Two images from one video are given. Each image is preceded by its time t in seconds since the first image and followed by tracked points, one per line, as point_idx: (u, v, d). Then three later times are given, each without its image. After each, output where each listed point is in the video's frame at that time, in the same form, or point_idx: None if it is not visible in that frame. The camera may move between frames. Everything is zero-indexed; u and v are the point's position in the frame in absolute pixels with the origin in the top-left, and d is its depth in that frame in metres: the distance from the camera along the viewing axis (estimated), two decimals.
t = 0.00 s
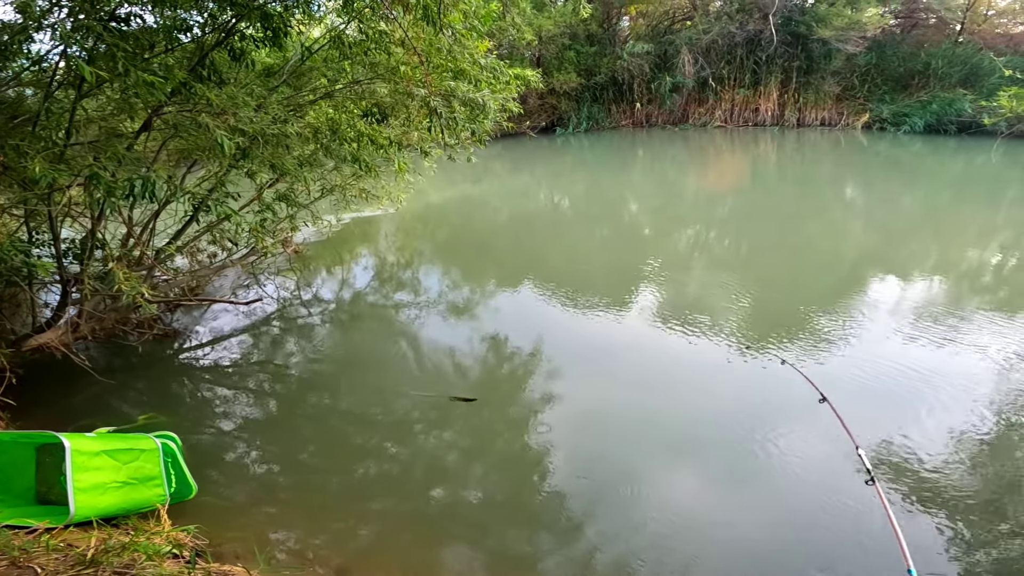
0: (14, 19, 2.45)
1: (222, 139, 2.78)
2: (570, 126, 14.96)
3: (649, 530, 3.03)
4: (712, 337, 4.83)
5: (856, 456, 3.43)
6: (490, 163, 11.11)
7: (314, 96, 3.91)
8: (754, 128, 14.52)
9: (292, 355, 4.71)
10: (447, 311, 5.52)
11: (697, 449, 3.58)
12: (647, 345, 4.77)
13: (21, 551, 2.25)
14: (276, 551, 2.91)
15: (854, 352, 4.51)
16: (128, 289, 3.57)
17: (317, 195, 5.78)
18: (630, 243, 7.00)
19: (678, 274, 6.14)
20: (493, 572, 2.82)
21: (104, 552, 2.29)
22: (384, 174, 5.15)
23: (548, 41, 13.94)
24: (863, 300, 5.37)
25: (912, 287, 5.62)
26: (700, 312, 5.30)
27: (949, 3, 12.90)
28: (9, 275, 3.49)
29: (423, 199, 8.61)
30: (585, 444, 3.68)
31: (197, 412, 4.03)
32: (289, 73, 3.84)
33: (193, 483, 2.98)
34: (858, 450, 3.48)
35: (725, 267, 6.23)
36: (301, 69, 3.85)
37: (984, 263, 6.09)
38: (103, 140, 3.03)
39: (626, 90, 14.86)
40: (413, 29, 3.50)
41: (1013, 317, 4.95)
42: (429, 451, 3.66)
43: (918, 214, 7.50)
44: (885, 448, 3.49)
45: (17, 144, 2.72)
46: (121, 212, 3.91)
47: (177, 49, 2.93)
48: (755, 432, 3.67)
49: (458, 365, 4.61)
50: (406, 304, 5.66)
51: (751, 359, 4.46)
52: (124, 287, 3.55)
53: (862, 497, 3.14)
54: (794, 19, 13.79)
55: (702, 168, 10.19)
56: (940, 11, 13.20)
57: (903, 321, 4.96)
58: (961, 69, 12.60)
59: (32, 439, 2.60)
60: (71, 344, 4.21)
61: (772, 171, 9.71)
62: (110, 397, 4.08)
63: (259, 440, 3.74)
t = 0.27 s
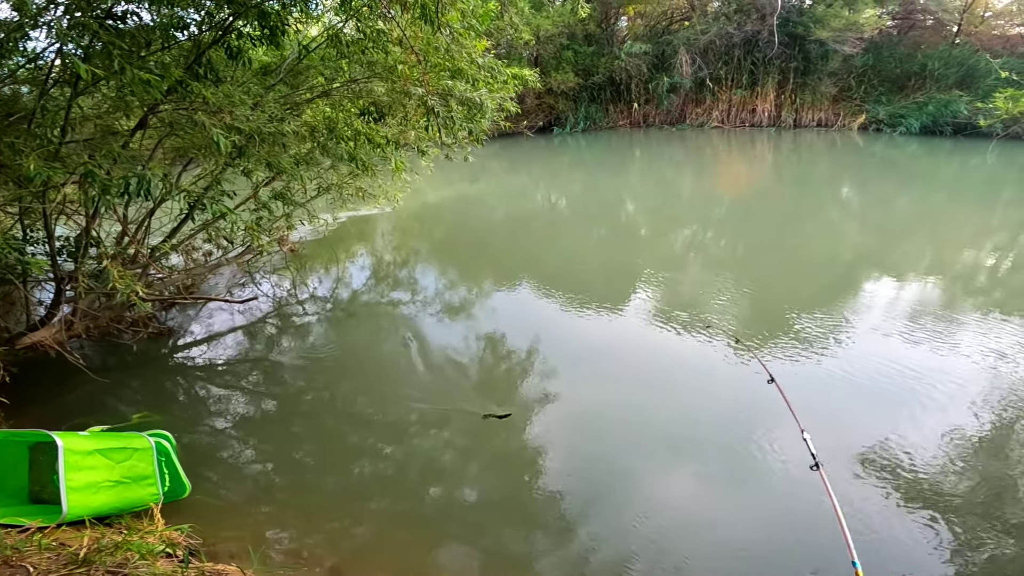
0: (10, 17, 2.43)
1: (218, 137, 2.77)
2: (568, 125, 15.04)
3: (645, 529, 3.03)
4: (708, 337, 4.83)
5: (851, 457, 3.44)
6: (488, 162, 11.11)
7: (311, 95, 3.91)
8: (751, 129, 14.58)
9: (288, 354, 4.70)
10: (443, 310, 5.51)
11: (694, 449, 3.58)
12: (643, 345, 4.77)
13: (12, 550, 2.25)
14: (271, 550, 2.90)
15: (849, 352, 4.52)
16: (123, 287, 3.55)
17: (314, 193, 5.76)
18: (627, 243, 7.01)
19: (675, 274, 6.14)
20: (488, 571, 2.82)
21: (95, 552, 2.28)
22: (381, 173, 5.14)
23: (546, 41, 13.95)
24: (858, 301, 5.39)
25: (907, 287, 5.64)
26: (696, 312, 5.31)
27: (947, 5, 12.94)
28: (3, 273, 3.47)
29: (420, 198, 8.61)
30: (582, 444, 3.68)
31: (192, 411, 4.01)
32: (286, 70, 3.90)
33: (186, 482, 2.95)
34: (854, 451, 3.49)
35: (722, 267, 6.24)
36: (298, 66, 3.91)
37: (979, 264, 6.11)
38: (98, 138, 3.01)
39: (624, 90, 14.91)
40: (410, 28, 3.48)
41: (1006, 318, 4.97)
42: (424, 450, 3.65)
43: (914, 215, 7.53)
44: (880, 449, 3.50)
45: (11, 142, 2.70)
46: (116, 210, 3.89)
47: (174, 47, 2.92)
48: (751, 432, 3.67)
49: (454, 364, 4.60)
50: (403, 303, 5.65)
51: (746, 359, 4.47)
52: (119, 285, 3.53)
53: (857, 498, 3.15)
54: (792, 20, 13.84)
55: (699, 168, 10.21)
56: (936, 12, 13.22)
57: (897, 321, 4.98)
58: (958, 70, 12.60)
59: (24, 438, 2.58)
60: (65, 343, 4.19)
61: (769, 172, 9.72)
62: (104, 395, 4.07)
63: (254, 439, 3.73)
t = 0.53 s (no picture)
0: (7, 14, 2.42)
1: (214, 134, 2.75)
2: (565, 125, 15.15)
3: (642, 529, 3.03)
4: (704, 337, 4.84)
5: (846, 457, 3.45)
6: (485, 161, 11.11)
7: (309, 93, 3.90)
8: (748, 129, 14.64)
9: (284, 353, 4.68)
10: (440, 309, 5.50)
11: (690, 448, 3.58)
12: (640, 345, 4.77)
13: (5, 549, 2.23)
14: (265, 550, 2.89)
15: (844, 352, 4.53)
16: (117, 285, 3.53)
17: (310, 191, 5.73)
18: (624, 242, 7.02)
19: (672, 275, 6.14)
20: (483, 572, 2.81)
21: (88, 551, 2.27)
22: (378, 172, 5.12)
23: (544, 41, 13.97)
24: (853, 301, 5.41)
25: (901, 288, 5.67)
26: (692, 312, 5.32)
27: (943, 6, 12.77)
28: None
29: (417, 197, 8.60)
30: (579, 443, 3.68)
31: (186, 409, 4.00)
32: (284, 69, 3.86)
33: (181, 480, 2.97)
34: (849, 451, 3.50)
35: (718, 267, 6.25)
36: (295, 65, 3.88)
37: (974, 265, 6.13)
38: (94, 135, 3.00)
39: (621, 90, 15.02)
40: (407, 26, 3.41)
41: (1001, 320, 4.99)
42: (420, 450, 3.65)
43: (909, 216, 7.56)
44: (875, 449, 3.51)
45: (5, 139, 2.68)
46: (111, 207, 3.86)
47: (171, 44, 2.90)
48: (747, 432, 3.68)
49: (450, 364, 4.59)
50: (399, 302, 5.64)
51: (742, 359, 4.48)
52: (113, 282, 3.50)
53: (852, 498, 3.16)
54: (790, 21, 13.81)
55: (696, 168, 10.24)
56: (934, 14, 13.09)
57: (891, 322, 5.00)
58: (955, 72, 12.60)
59: (17, 436, 2.56)
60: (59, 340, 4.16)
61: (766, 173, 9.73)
62: (98, 394, 4.05)
63: (249, 438, 3.72)
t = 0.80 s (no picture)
0: None
1: (204, 129, 2.71)
2: (558, 124, 14.97)
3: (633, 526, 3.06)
4: (694, 336, 4.87)
5: (833, 455, 3.50)
6: (477, 159, 11.09)
7: (301, 89, 3.85)
8: (739, 130, 14.72)
9: (273, 351, 4.65)
10: (431, 306, 5.50)
11: (679, 446, 3.61)
12: (631, 344, 4.79)
13: None
14: (255, 548, 2.88)
15: (832, 352, 4.58)
16: (104, 281, 3.48)
17: (301, 188, 5.69)
18: (614, 241, 7.04)
19: (662, 274, 6.17)
20: (474, 571, 2.82)
21: (77, 551, 2.24)
22: (369, 168, 5.09)
23: (538, 40, 14.01)
24: (840, 301, 5.47)
25: (887, 287, 5.75)
26: (683, 312, 5.34)
27: (932, 8, 12.97)
28: None
29: (409, 194, 8.58)
30: (569, 441, 3.70)
31: (174, 407, 3.95)
32: (276, 65, 3.78)
33: (169, 479, 2.94)
34: (835, 449, 3.54)
35: (707, 267, 6.30)
36: (288, 61, 3.80)
37: (958, 267, 6.22)
38: (81, 130, 2.96)
39: (613, 90, 15.03)
40: (402, 23, 3.48)
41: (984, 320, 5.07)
42: (412, 448, 3.63)
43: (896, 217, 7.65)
44: (862, 447, 3.57)
45: None
46: (98, 202, 3.82)
47: (161, 39, 2.86)
48: (736, 430, 3.71)
49: (441, 362, 4.59)
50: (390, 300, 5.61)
51: (731, 358, 4.52)
52: (99, 279, 3.45)
53: (839, 495, 3.20)
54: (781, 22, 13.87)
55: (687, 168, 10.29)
56: (923, 16, 13.16)
57: (876, 322, 5.06)
58: (943, 74, 12.76)
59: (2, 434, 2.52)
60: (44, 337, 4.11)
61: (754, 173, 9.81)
62: (84, 392, 4.00)
63: (238, 436, 3.69)
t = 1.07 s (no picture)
0: None
1: (185, 124, 2.59)
2: (541, 121, 15.03)
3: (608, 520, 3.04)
4: (678, 334, 4.86)
5: (815, 451, 3.52)
6: (459, 156, 11.00)
7: (282, 84, 3.70)
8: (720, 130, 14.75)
9: (252, 347, 4.50)
10: (413, 304, 5.35)
11: (659, 442, 3.60)
12: (613, 343, 4.74)
13: None
14: (237, 548, 2.79)
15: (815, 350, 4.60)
16: (78, 277, 3.33)
17: (281, 183, 5.54)
18: (597, 240, 6.98)
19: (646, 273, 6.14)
20: (461, 568, 2.76)
21: (55, 552, 2.13)
22: (352, 165, 4.96)
23: (523, 37, 14.02)
24: (815, 301, 5.50)
25: (861, 286, 5.83)
26: (665, 310, 5.31)
27: (910, 12, 13.31)
28: None
29: (391, 191, 8.46)
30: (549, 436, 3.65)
31: (149, 405, 3.81)
32: (257, 60, 3.66)
33: (147, 478, 2.82)
34: (817, 445, 3.56)
35: (688, 265, 6.30)
36: (270, 55, 3.68)
37: (929, 267, 6.34)
38: (54, 124, 2.81)
39: (597, 88, 15.05)
40: (389, 20, 3.42)
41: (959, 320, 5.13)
42: (398, 446, 3.55)
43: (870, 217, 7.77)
44: (837, 442, 3.60)
45: None
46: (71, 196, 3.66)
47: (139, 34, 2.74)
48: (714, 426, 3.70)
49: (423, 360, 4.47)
50: (371, 296, 5.43)
51: (711, 358, 4.50)
52: (73, 274, 3.30)
53: (814, 490, 3.23)
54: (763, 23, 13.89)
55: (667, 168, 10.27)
56: (900, 19, 13.44)
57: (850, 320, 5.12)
58: (917, 77, 13.10)
59: None
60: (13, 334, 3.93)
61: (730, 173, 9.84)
62: (55, 390, 3.84)
63: (217, 434, 3.58)
